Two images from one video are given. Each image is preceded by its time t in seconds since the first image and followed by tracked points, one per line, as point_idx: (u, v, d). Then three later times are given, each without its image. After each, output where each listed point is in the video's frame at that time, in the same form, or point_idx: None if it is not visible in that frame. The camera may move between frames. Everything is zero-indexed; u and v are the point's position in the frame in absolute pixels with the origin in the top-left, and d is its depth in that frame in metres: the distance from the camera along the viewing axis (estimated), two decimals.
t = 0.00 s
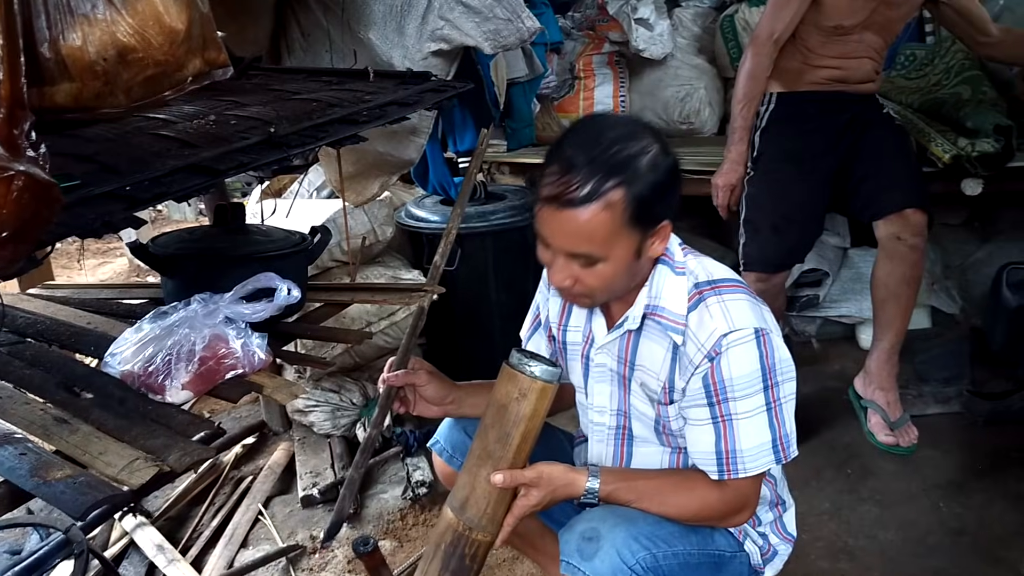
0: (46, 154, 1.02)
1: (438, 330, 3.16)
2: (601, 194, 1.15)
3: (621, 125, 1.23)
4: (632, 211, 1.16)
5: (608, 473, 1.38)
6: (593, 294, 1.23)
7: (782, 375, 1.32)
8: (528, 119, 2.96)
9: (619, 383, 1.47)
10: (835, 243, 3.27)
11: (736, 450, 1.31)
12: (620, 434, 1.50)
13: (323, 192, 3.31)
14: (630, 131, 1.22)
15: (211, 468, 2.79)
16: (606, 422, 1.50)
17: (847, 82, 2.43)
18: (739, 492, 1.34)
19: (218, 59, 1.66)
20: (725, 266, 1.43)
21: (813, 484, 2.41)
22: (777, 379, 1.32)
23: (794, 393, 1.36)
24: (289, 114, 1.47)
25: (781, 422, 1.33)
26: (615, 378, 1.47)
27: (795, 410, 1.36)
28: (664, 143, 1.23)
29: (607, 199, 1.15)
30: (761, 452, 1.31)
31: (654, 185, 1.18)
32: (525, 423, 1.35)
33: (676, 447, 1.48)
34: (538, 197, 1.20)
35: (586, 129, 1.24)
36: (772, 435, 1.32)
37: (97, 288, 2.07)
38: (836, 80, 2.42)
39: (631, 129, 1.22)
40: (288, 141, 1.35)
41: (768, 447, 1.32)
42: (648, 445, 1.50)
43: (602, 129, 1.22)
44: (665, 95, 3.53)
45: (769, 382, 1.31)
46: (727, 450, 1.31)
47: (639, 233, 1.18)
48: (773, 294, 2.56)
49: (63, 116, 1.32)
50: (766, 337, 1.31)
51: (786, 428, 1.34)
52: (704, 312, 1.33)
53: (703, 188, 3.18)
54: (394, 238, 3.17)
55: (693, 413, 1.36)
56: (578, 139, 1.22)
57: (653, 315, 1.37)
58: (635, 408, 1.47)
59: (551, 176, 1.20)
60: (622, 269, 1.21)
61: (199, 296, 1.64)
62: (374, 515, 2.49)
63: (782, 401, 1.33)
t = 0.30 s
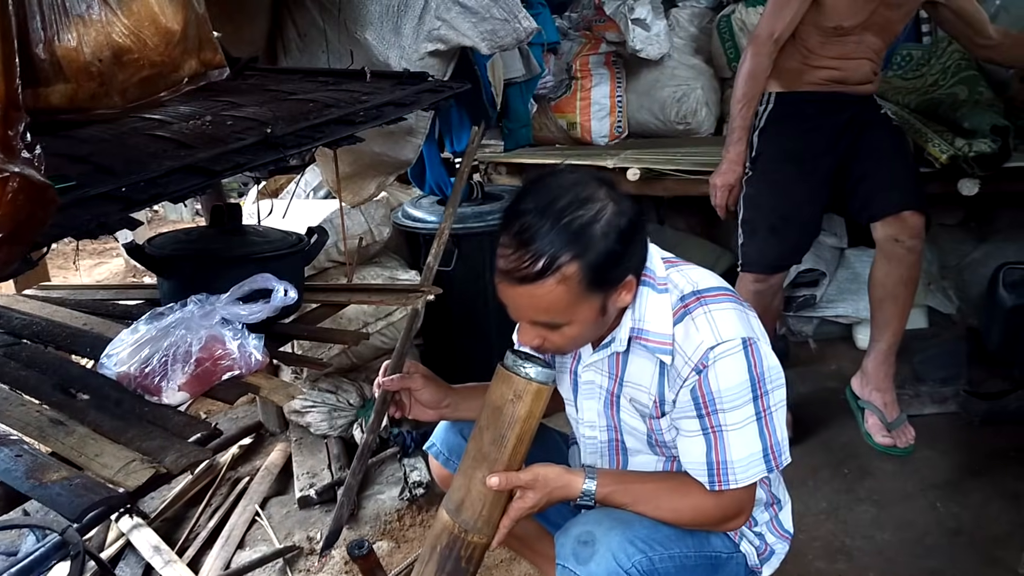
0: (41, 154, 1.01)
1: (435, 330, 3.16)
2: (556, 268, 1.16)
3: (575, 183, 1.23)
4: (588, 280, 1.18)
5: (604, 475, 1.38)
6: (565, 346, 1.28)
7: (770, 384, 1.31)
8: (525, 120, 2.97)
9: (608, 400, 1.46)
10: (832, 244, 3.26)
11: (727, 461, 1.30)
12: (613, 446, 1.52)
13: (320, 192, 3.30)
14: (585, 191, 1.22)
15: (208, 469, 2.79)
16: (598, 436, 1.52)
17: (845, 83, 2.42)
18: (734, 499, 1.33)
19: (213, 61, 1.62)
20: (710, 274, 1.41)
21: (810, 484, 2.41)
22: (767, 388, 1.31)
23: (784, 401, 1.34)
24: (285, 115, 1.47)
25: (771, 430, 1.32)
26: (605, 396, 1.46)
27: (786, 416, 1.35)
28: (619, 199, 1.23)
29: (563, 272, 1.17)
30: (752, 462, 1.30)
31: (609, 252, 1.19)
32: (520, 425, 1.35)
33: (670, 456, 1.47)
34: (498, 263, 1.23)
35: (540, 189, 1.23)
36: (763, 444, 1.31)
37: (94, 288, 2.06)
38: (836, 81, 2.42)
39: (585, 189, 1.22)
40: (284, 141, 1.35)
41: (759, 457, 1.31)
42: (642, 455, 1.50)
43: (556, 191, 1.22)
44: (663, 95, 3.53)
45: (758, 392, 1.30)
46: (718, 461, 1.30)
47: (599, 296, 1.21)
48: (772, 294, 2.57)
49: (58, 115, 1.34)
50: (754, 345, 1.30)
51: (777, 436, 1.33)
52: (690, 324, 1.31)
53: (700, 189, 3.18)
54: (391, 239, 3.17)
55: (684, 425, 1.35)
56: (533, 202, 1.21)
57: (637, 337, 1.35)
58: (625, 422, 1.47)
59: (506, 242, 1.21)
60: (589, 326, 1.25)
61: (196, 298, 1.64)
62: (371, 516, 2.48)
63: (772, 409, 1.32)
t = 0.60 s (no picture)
0: (50, 147, 1.01)
1: (436, 326, 3.17)
2: (537, 285, 1.16)
3: (555, 198, 1.22)
4: (570, 297, 1.18)
5: (603, 472, 1.37)
6: (554, 354, 1.30)
7: (762, 387, 1.30)
8: (527, 117, 3.01)
9: (601, 405, 1.46)
10: (832, 240, 3.27)
11: (720, 466, 1.28)
12: (609, 449, 1.53)
13: (322, 189, 3.31)
14: (565, 206, 1.20)
15: (210, 465, 2.79)
16: (593, 439, 1.53)
17: (845, 80, 2.44)
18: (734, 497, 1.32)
19: (221, 53, 1.66)
20: (700, 277, 1.40)
21: (811, 479, 2.42)
22: (758, 392, 1.29)
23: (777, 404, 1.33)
24: (290, 109, 1.47)
25: (763, 434, 1.30)
26: (598, 402, 1.46)
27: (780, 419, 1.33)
28: (600, 212, 1.22)
29: (543, 289, 1.17)
30: (744, 467, 1.29)
31: (590, 269, 1.18)
32: (515, 420, 1.36)
33: (666, 459, 1.47)
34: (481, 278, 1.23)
35: (521, 203, 1.22)
36: (755, 448, 1.29)
37: (97, 284, 2.07)
38: (836, 78, 2.43)
39: (566, 204, 1.21)
40: (289, 135, 1.35)
41: (751, 462, 1.29)
42: (638, 457, 1.51)
43: (536, 206, 1.20)
44: (663, 92, 3.53)
45: (749, 396, 1.28)
46: (711, 466, 1.29)
47: (583, 310, 1.21)
48: (772, 291, 2.57)
49: (64, 109, 1.35)
50: (745, 349, 1.28)
51: (769, 440, 1.31)
52: (680, 329, 1.30)
53: (701, 185, 3.18)
54: (392, 235, 3.18)
55: (677, 430, 1.33)
56: (513, 218, 1.20)
57: (626, 345, 1.34)
58: (619, 427, 1.47)
59: (487, 258, 1.21)
60: (574, 338, 1.25)
61: (199, 292, 1.65)
62: (372, 512, 2.49)
63: (764, 413, 1.30)
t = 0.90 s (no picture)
0: (59, 124, 1.01)
1: (437, 314, 3.17)
2: (535, 274, 1.16)
3: (546, 184, 1.21)
4: (568, 283, 1.18)
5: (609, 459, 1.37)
6: (558, 342, 1.30)
7: (754, 371, 1.29)
8: (529, 106, 3.02)
9: (600, 391, 1.46)
10: (835, 230, 3.28)
11: (716, 451, 1.27)
12: (610, 437, 1.53)
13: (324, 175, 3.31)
14: (557, 192, 1.20)
15: (212, 450, 2.80)
16: (594, 427, 1.53)
17: (848, 70, 2.43)
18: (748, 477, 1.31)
19: (231, 33, 1.71)
20: (693, 261, 1.39)
21: (811, 468, 2.42)
22: (750, 375, 1.28)
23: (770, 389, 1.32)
24: (295, 92, 1.47)
25: (755, 418, 1.29)
26: (596, 388, 1.46)
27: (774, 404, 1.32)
28: (592, 196, 1.21)
29: (542, 277, 1.17)
30: (740, 451, 1.27)
31: (586, 254, 1.18)
32: (522, 408, 1.36)
33: (667, 447, 1.48)
34: (478, 270, 1.23)
35: (513, 192, 1.21)
36: (750, 432, 1.28)
37: (101, 267, 2.07)
38: (840, 67, 2.43)
39: (557, 189, 1.20)
40: (294, 118, 1.35)
41: (746, 446, 1.28)
42: (638, 444, 1.51)
43: (528, 194, 1.20)
44: (667, 80, 3.53)
45: (741, 378, 1.27)
46: (708, 452, 1.28)
47: (584, 295, 1.21)
48: (777, 282, 2.52)
49: (75, 87, 1.35)
50: (736, 332, 1.28)
51: (763, 424, 1.30)
52: (671, 310, 1.30)
53: (704, 174, 3.18)
54: (395, 222, 3.18)
55: (674, 415, 1.33)
56: (507, 207, 1.20)
57: (621, 330, 1.33)
58: (618, 413, 1.47)
59: (483, 250, 1.21)
60: (576, 324, 1.26)
61: (205, 274, 1.65)
62: (374, 498, 2.50)
63: (756, 397, 1.30)
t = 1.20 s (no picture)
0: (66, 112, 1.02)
1: (439, 307, 3.18)
2: (540, 268, 1.16)
3: (552, 179, 1.22)
4: (573, 278, 1.18)
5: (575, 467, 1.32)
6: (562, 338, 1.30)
7: (741, 366, 1.27)
8: (532, 99, 3.02)
9: (597, 383, 1.45)
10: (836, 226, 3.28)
11: (697, 438, 1.24)
12: (608, 431, 1.52)
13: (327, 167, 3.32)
14: (562, 187, 1.20)
15: (213, 441, 2.81)
16: (592, 419, 1.52)
17: (849, 65, 2.43)
18: (727, 479, 1.25)
19: (235, 24, 1.74)
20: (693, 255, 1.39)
21: (811, 462, 2.43)
22: (741, 368, 1.26)
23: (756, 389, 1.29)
24: (299, 83, 1.48)
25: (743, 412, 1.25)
26: (594, 380, 1.45)
27: (758, 404, 1.29)
28: (598, 191, 1.22)
29: (547, 272, 1.17)
30: (725, 440, 1.23)
31: (591, 249, 1.18)
32: (526, 400, 1.37)
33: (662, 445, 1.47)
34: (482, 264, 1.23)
35: (519, 186, 1.22)
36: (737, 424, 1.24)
37: (104, 258, 2.07)
38: (842, 62, 2.43)
39: (563, 185, 1.21)
40: (298, 110, 1.36)
41: (732, 437, 1.23)
42: (635, 439, 1.50)
43: (533, 189, 1.20)
44: (670, 75, 3.53)
45: (732, 368, 1.25)
46: (689, 438, 1.25)
47: (588, 290, 1.21)
48: (778, 277, 2.52)
49: (81, 74, 1.38)
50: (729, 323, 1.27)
51: (750, 418, 1.27)
52: (668, 295, 1.29)
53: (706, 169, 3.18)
54: (397, 215, 3.18)
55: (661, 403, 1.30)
56: (512, 202, 1.20)
57: (619, 320, 1.32)
58: (615, 406, 1.46)
59: (488, 244, 1.21)
60: (580, 318, 1.26)
61: (208, 264, 1.66)
62: (375, 489, 2.51)
63: (743, 393, 1.27)
